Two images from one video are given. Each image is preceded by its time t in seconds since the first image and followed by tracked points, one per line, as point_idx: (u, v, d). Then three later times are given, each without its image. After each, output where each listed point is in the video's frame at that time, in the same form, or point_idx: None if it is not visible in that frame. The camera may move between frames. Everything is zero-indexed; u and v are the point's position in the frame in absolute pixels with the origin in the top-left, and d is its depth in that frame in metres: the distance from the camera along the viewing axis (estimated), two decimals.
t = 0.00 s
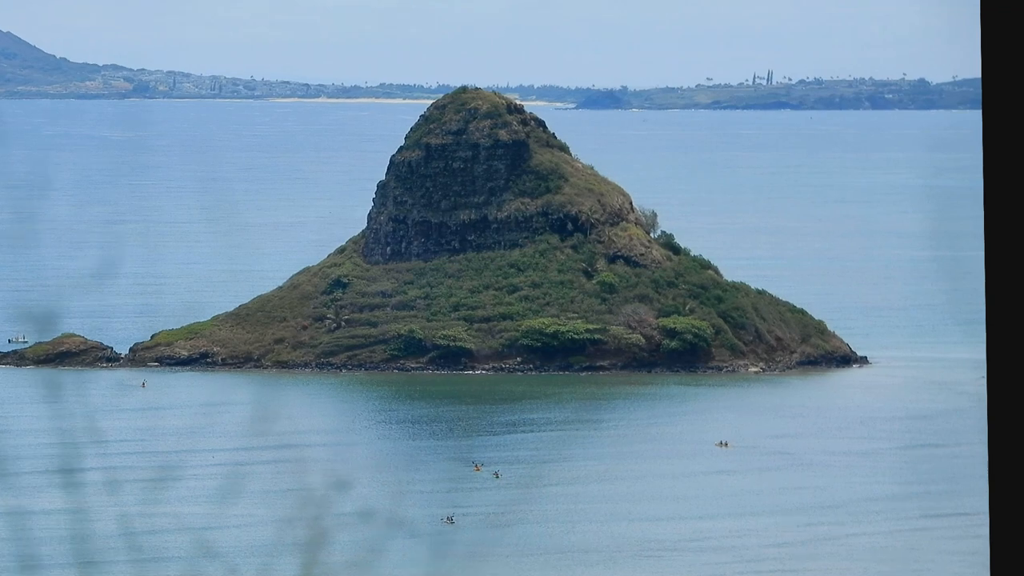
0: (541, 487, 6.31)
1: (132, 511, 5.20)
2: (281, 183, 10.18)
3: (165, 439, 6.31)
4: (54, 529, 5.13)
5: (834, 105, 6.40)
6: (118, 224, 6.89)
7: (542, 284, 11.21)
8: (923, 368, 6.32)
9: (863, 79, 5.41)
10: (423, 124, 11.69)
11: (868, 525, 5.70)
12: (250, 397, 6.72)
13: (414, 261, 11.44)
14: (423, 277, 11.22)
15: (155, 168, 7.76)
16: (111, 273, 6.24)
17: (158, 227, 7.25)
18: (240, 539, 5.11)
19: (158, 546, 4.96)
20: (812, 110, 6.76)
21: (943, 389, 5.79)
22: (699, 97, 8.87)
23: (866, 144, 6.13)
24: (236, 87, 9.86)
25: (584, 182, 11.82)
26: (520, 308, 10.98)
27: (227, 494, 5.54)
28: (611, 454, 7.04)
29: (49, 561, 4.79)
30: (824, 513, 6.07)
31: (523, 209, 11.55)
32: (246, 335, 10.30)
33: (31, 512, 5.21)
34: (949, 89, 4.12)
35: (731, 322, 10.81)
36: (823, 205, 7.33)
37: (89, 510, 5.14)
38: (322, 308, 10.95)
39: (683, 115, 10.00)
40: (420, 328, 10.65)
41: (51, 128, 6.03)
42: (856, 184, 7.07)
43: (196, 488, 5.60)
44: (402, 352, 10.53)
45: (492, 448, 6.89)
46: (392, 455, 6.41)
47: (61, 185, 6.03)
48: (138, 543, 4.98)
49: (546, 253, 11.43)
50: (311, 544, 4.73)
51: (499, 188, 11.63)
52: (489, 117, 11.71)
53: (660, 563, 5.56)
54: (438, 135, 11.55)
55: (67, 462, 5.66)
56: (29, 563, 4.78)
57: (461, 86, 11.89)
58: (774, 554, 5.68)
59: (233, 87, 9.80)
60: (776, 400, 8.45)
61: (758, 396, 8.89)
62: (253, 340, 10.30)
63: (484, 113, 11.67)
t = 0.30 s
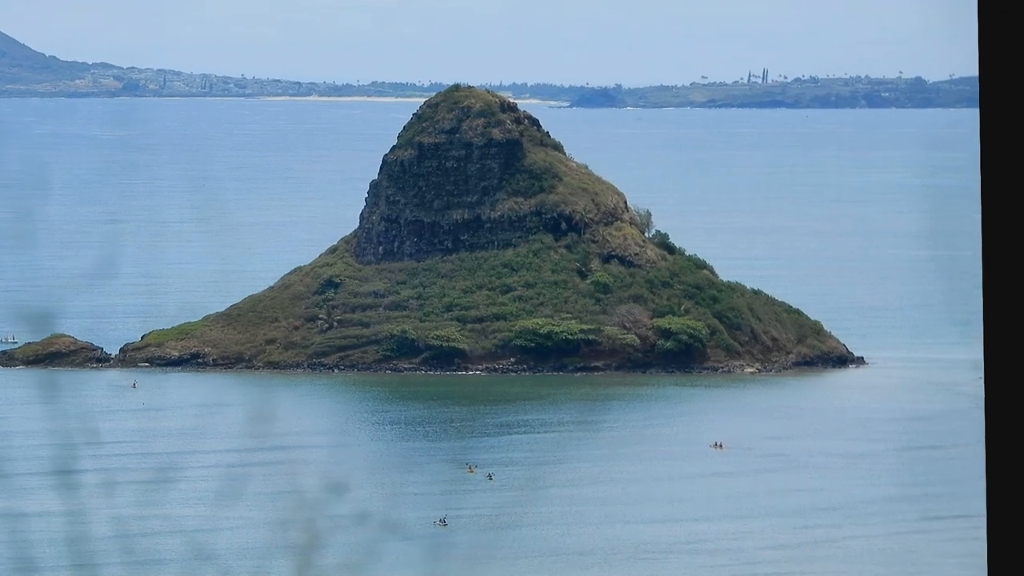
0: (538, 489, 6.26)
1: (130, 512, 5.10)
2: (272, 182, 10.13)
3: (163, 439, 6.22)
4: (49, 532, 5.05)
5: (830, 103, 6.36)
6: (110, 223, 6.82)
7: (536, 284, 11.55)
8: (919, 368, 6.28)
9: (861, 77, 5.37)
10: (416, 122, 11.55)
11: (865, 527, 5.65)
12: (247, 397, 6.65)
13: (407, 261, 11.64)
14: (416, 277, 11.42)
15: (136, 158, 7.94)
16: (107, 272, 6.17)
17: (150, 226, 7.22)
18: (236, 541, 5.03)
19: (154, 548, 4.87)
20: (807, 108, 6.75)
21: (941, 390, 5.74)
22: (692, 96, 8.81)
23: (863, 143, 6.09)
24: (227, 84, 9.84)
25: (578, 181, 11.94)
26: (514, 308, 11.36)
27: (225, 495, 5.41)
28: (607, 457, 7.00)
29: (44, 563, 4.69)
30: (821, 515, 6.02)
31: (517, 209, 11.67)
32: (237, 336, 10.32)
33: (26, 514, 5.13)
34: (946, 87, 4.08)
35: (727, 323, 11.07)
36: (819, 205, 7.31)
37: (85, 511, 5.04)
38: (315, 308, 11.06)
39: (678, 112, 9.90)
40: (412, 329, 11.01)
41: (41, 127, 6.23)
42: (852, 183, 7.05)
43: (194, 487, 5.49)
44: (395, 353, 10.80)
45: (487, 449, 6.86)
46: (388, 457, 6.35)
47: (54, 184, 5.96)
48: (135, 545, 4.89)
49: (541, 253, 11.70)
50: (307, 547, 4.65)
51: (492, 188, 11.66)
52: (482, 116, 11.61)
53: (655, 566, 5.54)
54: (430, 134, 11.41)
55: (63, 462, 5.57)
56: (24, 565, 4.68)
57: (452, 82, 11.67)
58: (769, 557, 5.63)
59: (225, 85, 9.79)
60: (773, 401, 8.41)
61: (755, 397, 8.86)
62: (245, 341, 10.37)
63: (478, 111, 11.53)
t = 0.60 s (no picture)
0: (531, 491, 6.19)
1: (121, 514, 5.01)
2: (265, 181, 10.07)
3: (154, 440, 6.15)
4: (41, 534, 4.94)
5: (825, 102, 6.31)
6: (99, 222, 6.75)
7: (528, 283, 11.81)
8: (913, 370, 6.24)
9: (856, 75, 5.31)
10: (407, 120, 11.91)
11: (861, 529, 5.60)
12: (239, 401, 6.57)
13: (398, 261, 11.81)
14: (407, 277, 11.65)
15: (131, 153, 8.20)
16: (96, 271, 6.11)
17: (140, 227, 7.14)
18: (230, 543, 4.92)
19: (146, 551, 4.78)
20: (805, 106, 6.68)
21: (937, 392, 5.69)
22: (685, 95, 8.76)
23: (858, 141, 6.04)
24: (216, 83, 9.75)
25: (571, 180, 12.33)
26: (506, 308, 11.56)
27: (217, 496, 5.33)
28: (601, 459, 6.95)
29: (34, 566, 4.60)
30: (817, 518, 5.98)
31: (508, 208, 12.05)
32: (226, 336, 10.42)
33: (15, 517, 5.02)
34: (943, 85, 4.02)
35: (721, 323, 11.25)
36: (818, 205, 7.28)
37: (74, 513, 4.95)
38: (306, 308, 11.08)
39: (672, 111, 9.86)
40: (403, 329, 11.08)
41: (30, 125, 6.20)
42: (848, 181, 7.00)
43: (186, 488, 5.41)
44: (386, 354, 10.91)
45: (480, 451, 6.82)
46: (381, 460, 6.29)
47: (43, 182, 5.89)
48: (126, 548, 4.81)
49: (532, 252, 12.01)
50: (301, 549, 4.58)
51: (482, 187, 12.05)
52: (473, 114, 12.02)
53: (650, 569, 5.49)
54: (421, 132, 11.77)
55: (54, 463, 5.47)
56: (13, 568, 4.59)
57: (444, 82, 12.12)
58: (764, 562, 5.58)
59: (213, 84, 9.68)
60: (768, 403, 8.37)
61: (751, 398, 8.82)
62: (234, 341, 10.46)
63: (468, 109, 11.95)
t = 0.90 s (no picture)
0: (527, 491, 6.16)
1: (113, 516, 4.95)
2: (259, 181, 10.03)
3: (146, 441, 6.11)
4: (32, 537, 4.88)
5: (821, 101, 6.29)
6: (91, 221, 6.70)
7: (523, 283, 12.34)
8: (909, 368, 6.20)
9: (853, 73, 5.27)
10: (399, 118, 11.86)
11: (857, 529, 5.58)
12: (231, 403, 6.52)
13: (390, 260, 11.90)
14: (400, 277, 11.64)
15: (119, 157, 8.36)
16: (87, 272, 6.06)
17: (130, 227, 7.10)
18: (222, 544, 4.86)
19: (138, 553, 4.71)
20: (802, 104, 6.63)
21: (933, 392, 5.66)
22: (680, 94, 8.72)
23: (853, 139, 6.03)
24: (207, 80, 9.47)
25: (565, 179, 12.72)
26: (500, 307, 11.98)
27: (211, 498, 5.28)
28: (596, 462, 6.92)
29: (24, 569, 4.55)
30: (812, 521, 5.95)
31: (501, 207, 12.31)
32: (216, 336, 10.22)
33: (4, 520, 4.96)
34: (941, 83, 3.99)
35: (716, 323, 11.64)
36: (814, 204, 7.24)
37: (66, 515, 4.90)
38: (297, 307, 11.10)
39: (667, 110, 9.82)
40: (396, 330, 11.18)
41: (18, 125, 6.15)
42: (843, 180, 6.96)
43: (178, 489, 5.36)
44: (378, 355, 10.91)
45: (474, 453, 6.78)
46: (374, 462, 6.25)
47: (33, 182, 5.84)
48: (119, 551, 4.76)
49: (527, 252, 12.52)
50: (294, 554, 4.52)
51: (476, 185, 12.24)
52: (466, 112, 12.04)
53: (643, 572, 5.48)
54: (414, 130, 11.79)
55: (45, 466, 5.41)
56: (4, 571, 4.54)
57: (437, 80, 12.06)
58: (760, 565, 5.54)
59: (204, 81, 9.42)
60: (763, 403, 8.35)
61: (747, 398, 8.79)
62: (224, 342, 10.25)
63: (461, 108, 11.93)
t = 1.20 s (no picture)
0: (521, 495, 6.11)
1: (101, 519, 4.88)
2: (249, 181, 10.00)
3: (135, 442, 6.06)
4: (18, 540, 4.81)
5: (816, 99, 6.24)
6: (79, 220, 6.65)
7: (515, 283, 12.42)
8: (904, 370, 6.16)
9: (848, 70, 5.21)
10: (390, 117, 11.74)
11: (851, 531, 5.53)
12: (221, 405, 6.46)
13: (381, 260, 12.01)
14: (390, 276, 11.77)
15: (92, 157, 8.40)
16: (74, 272, 6.02)
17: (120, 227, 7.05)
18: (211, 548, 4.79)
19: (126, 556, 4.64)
20: (797, 101, 6.58)
21: (929, 393, 5.62)
22: (673, 91, 8.66)
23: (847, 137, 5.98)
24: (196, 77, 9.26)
25: (557, 177, 12.79)
26: (491, 308, 12.06)
27: (199, 500, 5.22)
28: (589, 464, 6.89)
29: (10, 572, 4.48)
30: (808, 523, 5.91)
31: (494, 206, 12.35)
32: (206, 336, 10.34)
33: None
34: (937, 82, 3.93)
35: (710, 323, 11.64)
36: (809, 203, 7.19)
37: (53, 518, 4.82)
38: (287, 307, 11.31)
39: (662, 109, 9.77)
40: (386, 331, 11.28)
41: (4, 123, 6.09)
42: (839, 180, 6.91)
43: (168, 491, 5.31)
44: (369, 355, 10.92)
45: (466, 455, 6.73)
46: (366, 464, 6.20)
47: (20, 181, 5.79)
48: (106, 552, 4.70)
49: (519, 251, 12.51)
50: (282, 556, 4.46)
51: (467, 184, 12.20)
52: (458, 110, 11.91)
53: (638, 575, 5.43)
54: (405, 129, 11.69)
55: (32, 468, 5.34)
56: None
57: (428, 78, 11.97)
58: (753, 567, 5.49)
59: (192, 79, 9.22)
60: (758, 405, 8.31)
61: (742, 400, 8.75)
62: (214, 341, 10.35)
63: (453, 106, 11.82)
